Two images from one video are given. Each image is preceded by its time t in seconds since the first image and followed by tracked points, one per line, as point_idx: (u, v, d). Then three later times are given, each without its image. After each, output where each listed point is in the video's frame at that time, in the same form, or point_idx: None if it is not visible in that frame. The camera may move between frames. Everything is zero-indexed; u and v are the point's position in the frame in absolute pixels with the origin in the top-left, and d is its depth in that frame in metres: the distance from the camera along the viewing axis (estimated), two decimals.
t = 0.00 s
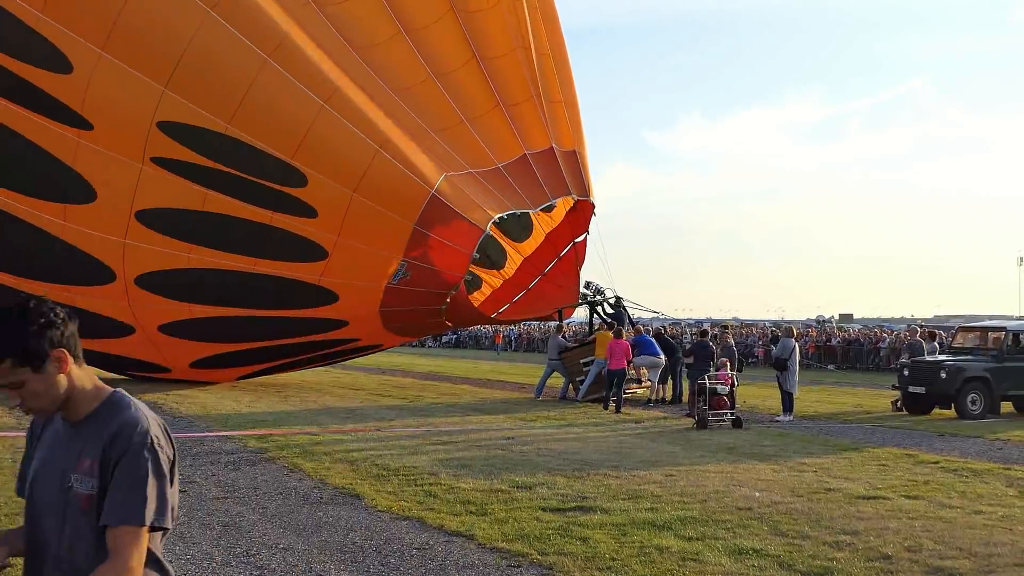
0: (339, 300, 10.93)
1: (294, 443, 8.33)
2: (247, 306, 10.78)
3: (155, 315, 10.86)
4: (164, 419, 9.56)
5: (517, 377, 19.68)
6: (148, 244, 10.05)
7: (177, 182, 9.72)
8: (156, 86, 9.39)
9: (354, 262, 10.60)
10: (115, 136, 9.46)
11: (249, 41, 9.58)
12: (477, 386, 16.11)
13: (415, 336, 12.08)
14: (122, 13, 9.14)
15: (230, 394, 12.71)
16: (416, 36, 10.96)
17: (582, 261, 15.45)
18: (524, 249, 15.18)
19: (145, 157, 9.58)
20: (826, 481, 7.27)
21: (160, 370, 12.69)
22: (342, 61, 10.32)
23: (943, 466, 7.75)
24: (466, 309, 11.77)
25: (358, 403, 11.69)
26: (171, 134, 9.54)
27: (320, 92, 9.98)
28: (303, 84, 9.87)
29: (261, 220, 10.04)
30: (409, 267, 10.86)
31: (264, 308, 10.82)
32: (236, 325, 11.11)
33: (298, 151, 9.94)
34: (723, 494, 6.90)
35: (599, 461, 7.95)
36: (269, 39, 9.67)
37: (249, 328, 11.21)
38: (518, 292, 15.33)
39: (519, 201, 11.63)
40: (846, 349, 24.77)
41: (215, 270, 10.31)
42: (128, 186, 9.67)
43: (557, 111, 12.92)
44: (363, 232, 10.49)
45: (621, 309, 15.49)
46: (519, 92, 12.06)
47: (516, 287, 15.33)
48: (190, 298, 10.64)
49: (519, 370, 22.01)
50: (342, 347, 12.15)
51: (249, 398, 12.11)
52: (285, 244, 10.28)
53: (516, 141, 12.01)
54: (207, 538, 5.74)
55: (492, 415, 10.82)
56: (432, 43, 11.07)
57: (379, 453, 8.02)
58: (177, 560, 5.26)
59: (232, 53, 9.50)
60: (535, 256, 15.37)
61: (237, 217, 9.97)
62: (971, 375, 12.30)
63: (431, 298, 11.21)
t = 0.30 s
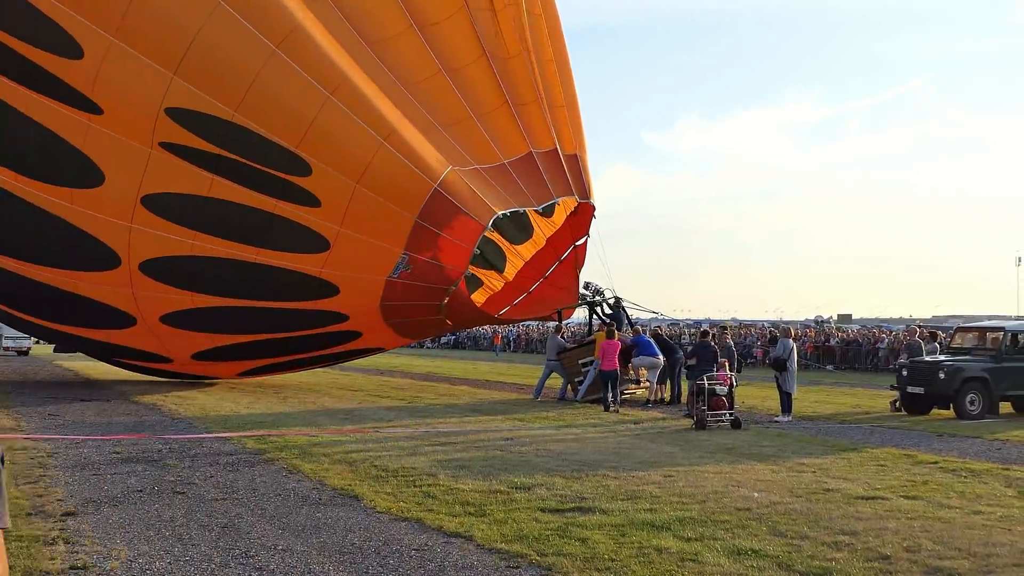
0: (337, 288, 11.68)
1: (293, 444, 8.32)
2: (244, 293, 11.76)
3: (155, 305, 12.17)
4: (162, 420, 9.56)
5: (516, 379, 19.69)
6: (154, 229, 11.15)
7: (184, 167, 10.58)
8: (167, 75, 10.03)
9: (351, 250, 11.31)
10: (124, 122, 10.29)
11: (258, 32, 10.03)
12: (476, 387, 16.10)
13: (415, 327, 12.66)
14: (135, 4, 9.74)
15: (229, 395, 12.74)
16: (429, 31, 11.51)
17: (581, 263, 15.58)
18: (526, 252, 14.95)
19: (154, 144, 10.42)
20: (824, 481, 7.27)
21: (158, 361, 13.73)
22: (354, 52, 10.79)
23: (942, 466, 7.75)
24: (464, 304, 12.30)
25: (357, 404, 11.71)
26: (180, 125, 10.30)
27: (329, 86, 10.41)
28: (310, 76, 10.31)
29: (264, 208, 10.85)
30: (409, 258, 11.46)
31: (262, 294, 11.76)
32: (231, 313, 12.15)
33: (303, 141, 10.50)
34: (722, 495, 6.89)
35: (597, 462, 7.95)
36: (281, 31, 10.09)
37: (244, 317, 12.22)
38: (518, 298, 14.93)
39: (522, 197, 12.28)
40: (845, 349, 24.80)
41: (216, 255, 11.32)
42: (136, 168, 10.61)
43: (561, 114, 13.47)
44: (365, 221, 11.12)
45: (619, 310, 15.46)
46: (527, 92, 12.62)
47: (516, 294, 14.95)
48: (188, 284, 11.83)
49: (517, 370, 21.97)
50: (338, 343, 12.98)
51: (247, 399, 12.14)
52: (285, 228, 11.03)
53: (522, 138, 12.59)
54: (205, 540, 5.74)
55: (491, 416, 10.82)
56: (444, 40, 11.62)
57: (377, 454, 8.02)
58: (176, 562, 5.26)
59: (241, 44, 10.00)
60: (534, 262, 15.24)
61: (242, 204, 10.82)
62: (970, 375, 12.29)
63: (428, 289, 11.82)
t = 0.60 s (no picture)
0: (338, 283, 11.80)
1: (292, 448, 8.32)
2: (246, 286, 11.90)
3: (159, 298, 12.27)
4: (161, 424, 9.54)
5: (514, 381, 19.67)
6: (158, 217, 11.43)
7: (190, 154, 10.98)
8: (178, 65, 10.53)
9: (352, 244, 11.47)
10: (135, 109, 10.78)
11: (266, 26, 10.50)
12: (474, 390, 16.09)
13: (416, 327, 12.71)
14: None
15: (227, 398, 12.73)
16: (441, 33, 12.26)
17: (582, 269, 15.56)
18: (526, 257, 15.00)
19: (162, 132, 10.86)
20: (823, 484, 7.27)
21: (163, 355, 13.80)
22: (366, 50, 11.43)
23: (941, 468, 7.75)
24: (466, 307, 12.32)
25: (356, 407, 11.70)
26: (188, 114, 10.74)
27: (335, 78, 10.77)
28: (315, 69, 10.69)
29: (266, 198, 11.11)
30: (411, 255, 11.60)
31: (265, 288, 11.88)
32: (235, 307, 12.25)
33: (307, 132, 10.80)
34: (721, 498, 6.89)
35: (596, 465, 7.94)
36: (289, 25, 10.54)
37: (248, 313, 12.32)
38: (517, 302, 14.81)
39: (527, 197, 12.42)
40: (844, 352, 24.85)
41: (219, 246, 11.53)
42: (144, 154, 11.01)
43: (564, 124, 14.17)
44: (367, 214, 11.32)
45: (618, 312, 15.42)
46: (532, 97, 13.36)
47: (516, 298, 14.85)
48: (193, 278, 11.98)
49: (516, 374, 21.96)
50: (341, 343, 13.10)
51: (246, 401, 12.13)
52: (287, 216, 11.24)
53: (528, 139, 13.04)
54: (204, 543, 5.74)
55: (490, 419, 10.81)
56: (455, 42, 12.34)
57: (376, 458, 8.01)
58: (175, 565, 5.25)
59: (250, 37, 10.48)
60: (535, 269, 15.24)
61: (245, 194, 11.12)
62: (969, 377, 12.30)
63: (430, 288, 11.92)
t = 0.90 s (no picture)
0: (339, 279, 11.86)
1: (291, 451, 8.32)
2: (247, 280, 12.01)
3: (160, 288, 12.28)
4: (159, 427, 9.53)
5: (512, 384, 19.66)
6: (164, 207, 11.60)
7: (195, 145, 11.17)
8: (186, 56, 10.72)
9: (353, 240, 11.52)
10: (143, 100, 10.98)
11: (275, 21, 10.60)
12: (473, 393, 16.08)
13: (416, 327, 12.76)
14: None
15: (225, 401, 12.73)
16: (456, 31, 12.31)
17: (584, 276, 15.40)
18: (528, 262, 15.02)
19: (169, 122, 11.05)
20: (822, 487, 7.26)
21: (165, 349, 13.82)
22: (377, 46, 11.51)
23: (939, 471, 7.75)
24: (466, 307, 12.32)
25: (354, 410, 11.69)
26: (196, 105, 10.93)
27: (342, 74, 10.80)
28: (322, 65, 10.73)
29: (270, 191, 11.27)
30: (412, 253, 11.62)
31: (267, 282, 11.98)
32: (236, 301, 12.30)
33: (311, 127, 10.87)
34: (720, 501, 6.89)
35: (594, 468, 7.94)
36: (298, 20, 10.61)
37: (249, 308, 12.37)
38: (519, 305, 14.74)
39: (532, 199, 12.45)
40: (842, 355, 24.90)
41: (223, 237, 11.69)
42: (150, 144, 11.20)
43: (568, 131, 14.31)
44: (369, 211, 11.35)
45: (616, 315, 15.44)
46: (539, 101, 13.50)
47: (518, 301, 14.77)
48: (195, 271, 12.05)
49: (515, 378, 21.93)
50: (340, 343, 13.18)
51: (244, 405, 12.12)
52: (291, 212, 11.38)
53: (534, 141, 13.11)
54: (202, 546, 5.74)
55: (488, 422, 10.80)
56: (467, 42, 12.39)
57: (375, 460, 8.00)
58: (172, 569, 5.25)
59: (259, 31, 10.61)
60: (539, 272, 15.18)
61: (249, 186, 11.27)
62: (967, 381, 12.31)
63: (430, 287, 11.94)
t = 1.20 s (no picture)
0: (338, 274, 11.90)
1: (287, 453, 8.26)
2: (248, 272, 11.98)
3: (159, 278, 12.18)
4: (153, 429, 9.46)
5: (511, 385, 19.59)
6: (165, 197, 11.63)
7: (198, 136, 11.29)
8: (193, 46, 10.97)
9: (354, 235, 11.60)
10: (150, 89, 11.18)
11: (283, 14, 10.90)
12: (471, 395, 16.01)
13: (417, 328, 12.69)
14: None
15: (221, 402, 12.66)
16: (468, 28, 12.46)
17: (583, 277, 15.44)
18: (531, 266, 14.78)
19: (173, 111, 11.21)
20: (822, 489, 7.20)
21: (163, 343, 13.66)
22: (386, 41, 11.70)
23: (940, 473, 7.70)
24: (466, 307, 12.24)
25: (351, 411, 11.63)
26: (200, 95, 11.11)
27: (346, 67, 11.06)
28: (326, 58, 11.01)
29: (272, 182, 11.35)
30: (411, 249, 11.63)
31: (266, 276, 11.96)
32: (235, 293, 12.25)
33: (314, 119, 11.09)
34: (720, 503, 6.83)
35: (593, 469, 7.88)
36: (305, 14, 10.91)
37: (247, 301, 12.32)
38: (519, 306, 14.56)
39: (535, 197, 12.47)
40: (843, 355, 24.87)
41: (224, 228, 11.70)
42: (154, 133, 11.32)
43: (574, 135, 14.43)
44: (370, 204, 11.46)
45: (615, 315, 15.40)
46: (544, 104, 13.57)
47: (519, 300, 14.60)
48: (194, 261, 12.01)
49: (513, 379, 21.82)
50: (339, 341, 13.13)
51: (239, 406, 12.05)
52: (291, 205, 11.46)
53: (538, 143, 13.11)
54: (197, 549, 5.68)
55: (485, 423, 10.74)
56: (479, 39, 12.54)
57: (372, 462, 7.95)
58: (166, 572, 5.19)
59: (267, 24, 10.89)
60: (541, 273, 14.97)
61: (252, 178, 11.36)
62: (968, 382, 12.25)
63: (429, 284, 11.85)
